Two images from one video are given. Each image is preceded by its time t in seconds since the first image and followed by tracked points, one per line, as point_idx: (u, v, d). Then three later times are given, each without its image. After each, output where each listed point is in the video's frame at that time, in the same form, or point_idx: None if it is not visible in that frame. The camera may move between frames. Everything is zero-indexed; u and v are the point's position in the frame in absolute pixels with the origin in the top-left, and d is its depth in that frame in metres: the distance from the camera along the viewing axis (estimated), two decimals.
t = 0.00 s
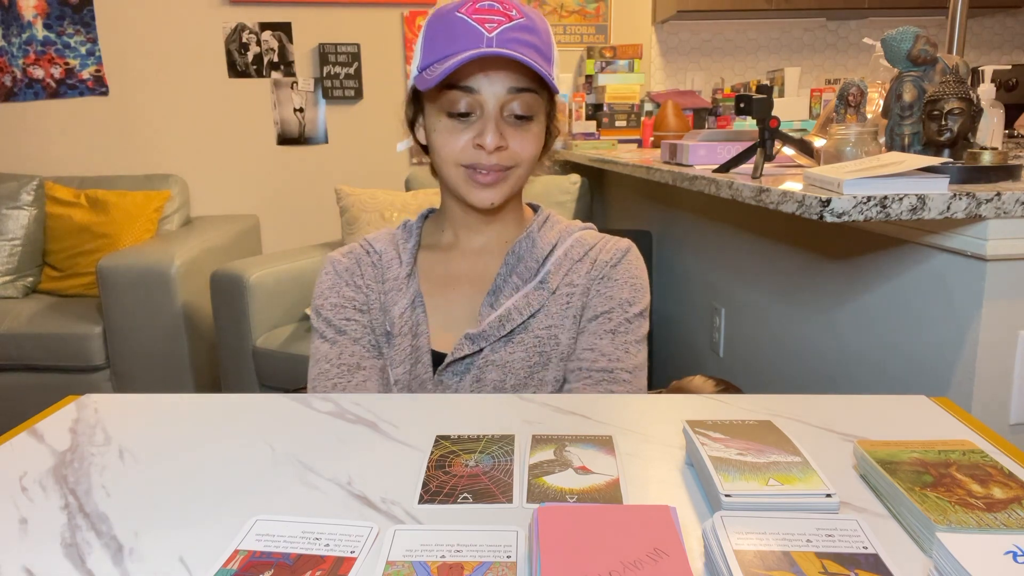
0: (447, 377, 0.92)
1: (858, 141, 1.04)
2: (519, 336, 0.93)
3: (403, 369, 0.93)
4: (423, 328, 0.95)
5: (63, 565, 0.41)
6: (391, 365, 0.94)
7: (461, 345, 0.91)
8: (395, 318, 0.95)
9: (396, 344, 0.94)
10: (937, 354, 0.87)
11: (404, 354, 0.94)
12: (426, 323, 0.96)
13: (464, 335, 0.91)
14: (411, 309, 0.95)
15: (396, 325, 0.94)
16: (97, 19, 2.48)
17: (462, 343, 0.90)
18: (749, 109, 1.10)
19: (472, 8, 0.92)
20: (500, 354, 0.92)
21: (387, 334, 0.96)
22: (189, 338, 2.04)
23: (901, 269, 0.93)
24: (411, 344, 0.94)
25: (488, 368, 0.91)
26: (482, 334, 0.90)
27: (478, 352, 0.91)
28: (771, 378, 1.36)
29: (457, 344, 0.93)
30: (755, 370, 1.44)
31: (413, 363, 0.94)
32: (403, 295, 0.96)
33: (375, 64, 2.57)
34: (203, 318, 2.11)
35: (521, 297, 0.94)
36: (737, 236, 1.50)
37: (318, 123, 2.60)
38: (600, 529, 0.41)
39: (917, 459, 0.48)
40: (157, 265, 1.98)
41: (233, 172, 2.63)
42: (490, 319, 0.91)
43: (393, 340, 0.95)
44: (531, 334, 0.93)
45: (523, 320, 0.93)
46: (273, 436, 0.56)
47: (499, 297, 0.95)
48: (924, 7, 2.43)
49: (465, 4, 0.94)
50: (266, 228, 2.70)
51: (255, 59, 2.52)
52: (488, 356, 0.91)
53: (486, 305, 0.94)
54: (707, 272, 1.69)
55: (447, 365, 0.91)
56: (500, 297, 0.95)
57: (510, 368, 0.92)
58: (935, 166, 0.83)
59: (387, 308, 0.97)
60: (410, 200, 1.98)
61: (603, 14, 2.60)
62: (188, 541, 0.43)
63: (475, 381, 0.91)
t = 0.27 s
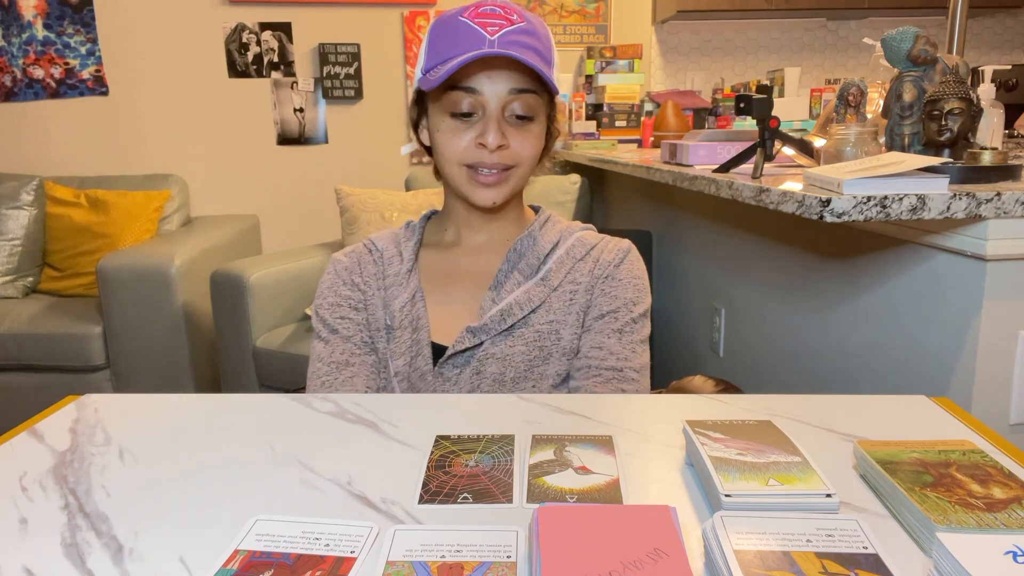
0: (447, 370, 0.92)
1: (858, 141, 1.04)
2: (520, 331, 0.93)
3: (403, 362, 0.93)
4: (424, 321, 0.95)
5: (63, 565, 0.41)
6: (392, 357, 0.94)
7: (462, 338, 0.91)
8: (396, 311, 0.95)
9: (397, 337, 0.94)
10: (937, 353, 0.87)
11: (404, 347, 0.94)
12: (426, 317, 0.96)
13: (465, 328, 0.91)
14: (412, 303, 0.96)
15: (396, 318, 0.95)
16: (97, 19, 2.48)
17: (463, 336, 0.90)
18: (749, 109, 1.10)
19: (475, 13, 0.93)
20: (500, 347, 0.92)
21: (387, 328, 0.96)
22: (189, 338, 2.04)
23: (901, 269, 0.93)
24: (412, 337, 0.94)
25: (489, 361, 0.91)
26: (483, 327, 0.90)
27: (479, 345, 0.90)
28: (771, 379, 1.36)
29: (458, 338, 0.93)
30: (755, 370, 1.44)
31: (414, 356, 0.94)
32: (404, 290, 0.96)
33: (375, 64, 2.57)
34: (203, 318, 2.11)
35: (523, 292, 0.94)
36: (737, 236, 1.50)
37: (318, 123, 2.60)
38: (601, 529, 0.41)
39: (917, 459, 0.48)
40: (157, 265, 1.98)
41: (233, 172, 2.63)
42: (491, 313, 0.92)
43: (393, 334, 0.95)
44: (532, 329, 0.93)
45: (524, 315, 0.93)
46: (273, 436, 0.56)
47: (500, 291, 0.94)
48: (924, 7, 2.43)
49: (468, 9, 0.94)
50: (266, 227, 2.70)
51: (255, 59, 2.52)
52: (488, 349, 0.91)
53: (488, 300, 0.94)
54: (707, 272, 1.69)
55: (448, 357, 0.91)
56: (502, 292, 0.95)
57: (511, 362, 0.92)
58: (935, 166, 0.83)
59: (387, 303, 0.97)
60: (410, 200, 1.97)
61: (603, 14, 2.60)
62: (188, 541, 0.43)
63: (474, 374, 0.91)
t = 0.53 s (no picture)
0: (448, 365, 0.91)
1: (858, 141, 1.04)
2: (522, 327, 0.93)
3: (405, 357, 0.93)
4: (426, 317, 0.95)
5: (63, 565, 0.41)
6: (393, 352, 0.94)
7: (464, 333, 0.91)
8: (397, 307, 0.95)
9: (399, 333, 0.94)
10: (937, 351, 0.87)
11: (406, 343, 0.94)
12: (428, 313, 0.95)
13: (466, 324, 0.91)
14: (414, 300, 0.95)
15: (398, 314, 0.95)
16: (97, 19, 2.48)
17: (465, 331, 0.90)
18: (749, 109, 1.10)
19: (478, 16, 0.93)
20: (502, 343, 0.91)
21: (388, 324, 0.96)
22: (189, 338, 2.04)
23: (901, 269, 0.93)
24: (414, 333, 0.94)
25: (489, 356, 0.91)
26: (485, 322, 0.90)
27: (480, 340, 0.90)
28: (771, 378, 1.36)
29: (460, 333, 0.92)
30: (755, 370, 1.44)
31: (415, 351, 0.93)
32: (405, 286, 0.96)
33: (374, 63, 2.57)
34: (203, 318, 2.11)
35: (524, 289, 0.94)
36: (737, 235, 1.50)
37: (318, 123, 2.60)
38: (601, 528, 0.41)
39: (917, 459, 0.48)
40: (157, 264, 1.98)
41: (232, 172, 2.63)
42: (493, 309, 0.92)
43: (395, 330, 0.95)
44: (534, 325, 0.93)
45: (526, 312, 0.93)
46: (273, 436, 0.56)
47: (502, 288, 0.95)
48: (924, 7, 2.43)
49: (471, 13, 0.94)
50: (266, 227, 2.70)
51: (255, 59, 2.52)
52: (490, 344, 0.91)
53: (490, 296, 0.94)
54: (707, 272, 1.69)
55: (449, 351, 0.90)
56: (504, 289, 0.94)
57: (512, 358, 0.91)
58: (935, 165, 0.83)
59: (388, 300, 0.97)
60: (410, 200, 1.98)
61: (603, 14, 2.60)
62: (188, 541, 0.43)
63: (475, 368, 0.90)
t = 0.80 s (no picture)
0: (449, 364, 0.91)
1: (858, 141, 1.04)
2: (524, 326, 0.92)
3: (405, 355, 0.93)
4: (426, 314, 0.94)
5: (63, 565, 0.41)
6: (394, 350, 0.94)
7: (465, 332, 0.91)
8: (397, 305, 0.95)
9: (399, 331, 0.94)
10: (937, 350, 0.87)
11: (406, 340, 0.93)
12: (429, 311, 0.95)
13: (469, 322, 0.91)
14: (414, 298, 0.95)
15: (398, 312, 0.94)
16: (97, 19, 2.48)
17: (467, 330, 0.90)
18: (749, 109, 1.10)
19: (482, 17, 0.93)
20: (503, 341, 0.91)
21: (389, 322, 0.96)
22: (189, 337, 2.04)
23: (901, 269, 0.93)
24: (414, 331, 0.93)
25: (491, 355, 0.91)
26: (487, 321, 0.90)
27: (482, 339, 0.90)
28: (771, 378, 1.36)
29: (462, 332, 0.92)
30: (755, 370, 1.44)
31: (416, 349, 0.93)
32: (406, 285, 0.96)
33: (375, 63, 2.57)
34: (203, 317, 2.11)
35: (527, 289, 0.94)
36: (737, 235, 1.50)
37: (318, 123, 2.60)
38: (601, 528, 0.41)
39: (917, 459, 0.48)
40: (157, 264, 1.98)
41: (232, 172, 2.63)
42: (496, 307, 0.92)
43: (395, 328, 0.95)
44: (535, 324, 0.93)
45: (528, 312, 0.93)
46: (273, 436, 0.56)
47: (504, 287, 0.95)
48: (924, 7, 2.43)
49: (476, 13, 0.94)
50: (266, 227, 2.70)
51: (255, 59, 2.52)
52: (491, 343, 0.91)
53: (492, 296, 0.94)
54: (707, 272, 1.69)
55: (450, 350, 0.90)
56: (506, 288, 0.94)
57: (513, 356, 0.91)
58: (935, 166, 0.83)
59: (389, 298, 0.97)
60: (410, 200, 1.98)
61: (603, 14, 2.60)
62: (188, 541, 0.43)
63: (477, 367, 0.90)
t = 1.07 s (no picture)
0: (447, 372, 0.91)
1: (858, 141, 1.04)
2: (524, 334, 0.92)
3: (400, 363, 0.93)
4: (421, 321, 0.94)
5: (63, 565, 0.41)
6: (389, 358, 0.94)
7: (465, 340, 0.90)
8: (392, 312, 0.95)
9: (394, 338, 0.94)
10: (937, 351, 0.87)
11: (402, 348, 0.94)
12: (423, 316, 0.95)
13: (468, 331, 0.91)
14: (409, 303, 0.95)
15: (393, 319, 0.94)
16: (97, 19, 2.48)
17: (467, 338, 0.90)
18: (749, 109, 1.10)
19: (483, 8, 0.94)
20: (502, 350, 0.91)
21: (384, 329, 0.96)
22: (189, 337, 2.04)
23: (901, 269, 0.93)
24: (410, 337, 0.94)
25: (490, 363, 0.90)
26: (487, 330, 0.90)
27: (481, 348, 0.90)
28: (771, 378, 1.36)
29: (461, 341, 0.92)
30: (755, 370, 1.44)
31: (411, 357, 0.93)
32: (401, 291, 0.96)
33: (375, 63, 2.57)
34: (203, 318, 2.11)
35: (528, 296, 0.93)
36: (737, 236, 1.50)
37: (318, 123, 2.60)
38: (602, 528, 0.41)
39: (917, 459, 0.48)
40: (157, 264, 1.98)
41: (232, 172, 2.63)
42: (496, 316, 0.91)
43: (390, 335, 0.95)
44: (536, 333, 0.93)
45: (529, 320, 0.93)
46: (273, 436, 0.56)
47: (505, 294, 0.94)
48: (924, 7, 2.43)
49: (477, 6, 0.95)
50: (266, 227, 2.70)
51: (255, 59, 2.52)
52: (491, 352, 0.91)
53: (493, 302, 0.94)
54: (707, 272, 1.69)
55: (449, 359, 0.90)
56: (507, 295, 0.94)
57: (513, 365, 0.91)
58: (935, 166, 0.83)
59: (384, 304, 0.97)
60: (410, 200, 1.98)
61: (603, 14, 2.60)
62: (188, 541, 0.43)
63: (475, 375, 0.90)
